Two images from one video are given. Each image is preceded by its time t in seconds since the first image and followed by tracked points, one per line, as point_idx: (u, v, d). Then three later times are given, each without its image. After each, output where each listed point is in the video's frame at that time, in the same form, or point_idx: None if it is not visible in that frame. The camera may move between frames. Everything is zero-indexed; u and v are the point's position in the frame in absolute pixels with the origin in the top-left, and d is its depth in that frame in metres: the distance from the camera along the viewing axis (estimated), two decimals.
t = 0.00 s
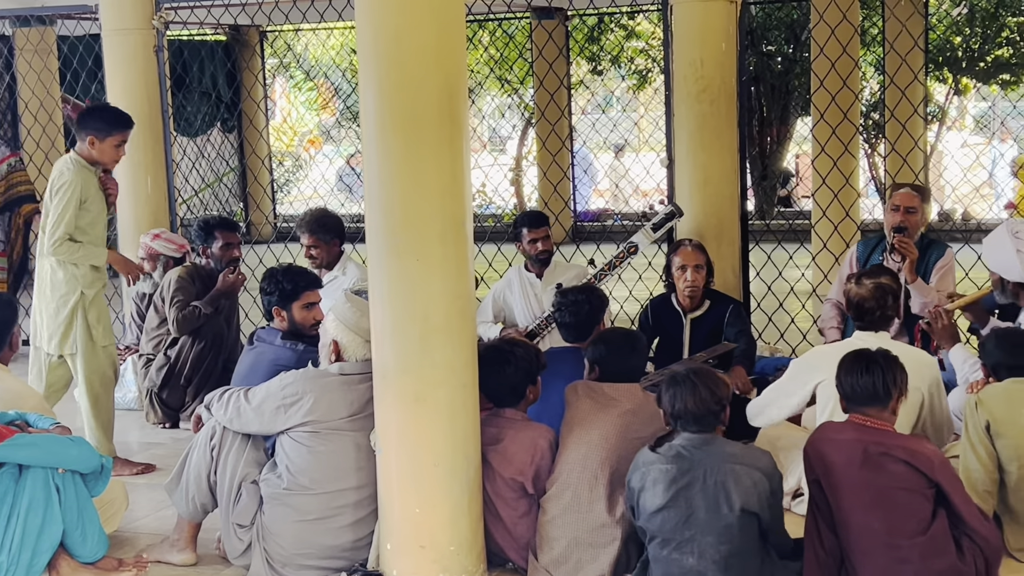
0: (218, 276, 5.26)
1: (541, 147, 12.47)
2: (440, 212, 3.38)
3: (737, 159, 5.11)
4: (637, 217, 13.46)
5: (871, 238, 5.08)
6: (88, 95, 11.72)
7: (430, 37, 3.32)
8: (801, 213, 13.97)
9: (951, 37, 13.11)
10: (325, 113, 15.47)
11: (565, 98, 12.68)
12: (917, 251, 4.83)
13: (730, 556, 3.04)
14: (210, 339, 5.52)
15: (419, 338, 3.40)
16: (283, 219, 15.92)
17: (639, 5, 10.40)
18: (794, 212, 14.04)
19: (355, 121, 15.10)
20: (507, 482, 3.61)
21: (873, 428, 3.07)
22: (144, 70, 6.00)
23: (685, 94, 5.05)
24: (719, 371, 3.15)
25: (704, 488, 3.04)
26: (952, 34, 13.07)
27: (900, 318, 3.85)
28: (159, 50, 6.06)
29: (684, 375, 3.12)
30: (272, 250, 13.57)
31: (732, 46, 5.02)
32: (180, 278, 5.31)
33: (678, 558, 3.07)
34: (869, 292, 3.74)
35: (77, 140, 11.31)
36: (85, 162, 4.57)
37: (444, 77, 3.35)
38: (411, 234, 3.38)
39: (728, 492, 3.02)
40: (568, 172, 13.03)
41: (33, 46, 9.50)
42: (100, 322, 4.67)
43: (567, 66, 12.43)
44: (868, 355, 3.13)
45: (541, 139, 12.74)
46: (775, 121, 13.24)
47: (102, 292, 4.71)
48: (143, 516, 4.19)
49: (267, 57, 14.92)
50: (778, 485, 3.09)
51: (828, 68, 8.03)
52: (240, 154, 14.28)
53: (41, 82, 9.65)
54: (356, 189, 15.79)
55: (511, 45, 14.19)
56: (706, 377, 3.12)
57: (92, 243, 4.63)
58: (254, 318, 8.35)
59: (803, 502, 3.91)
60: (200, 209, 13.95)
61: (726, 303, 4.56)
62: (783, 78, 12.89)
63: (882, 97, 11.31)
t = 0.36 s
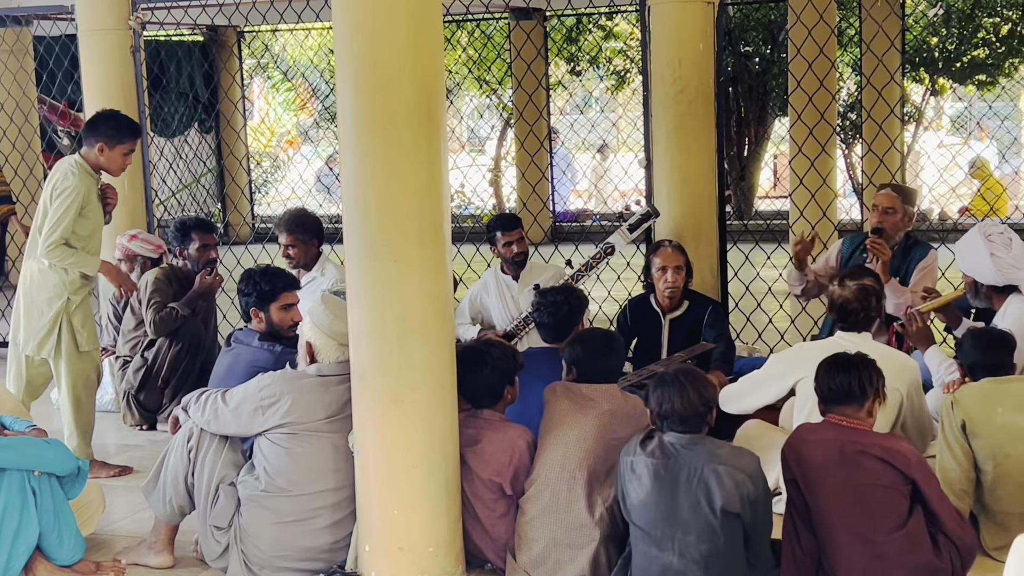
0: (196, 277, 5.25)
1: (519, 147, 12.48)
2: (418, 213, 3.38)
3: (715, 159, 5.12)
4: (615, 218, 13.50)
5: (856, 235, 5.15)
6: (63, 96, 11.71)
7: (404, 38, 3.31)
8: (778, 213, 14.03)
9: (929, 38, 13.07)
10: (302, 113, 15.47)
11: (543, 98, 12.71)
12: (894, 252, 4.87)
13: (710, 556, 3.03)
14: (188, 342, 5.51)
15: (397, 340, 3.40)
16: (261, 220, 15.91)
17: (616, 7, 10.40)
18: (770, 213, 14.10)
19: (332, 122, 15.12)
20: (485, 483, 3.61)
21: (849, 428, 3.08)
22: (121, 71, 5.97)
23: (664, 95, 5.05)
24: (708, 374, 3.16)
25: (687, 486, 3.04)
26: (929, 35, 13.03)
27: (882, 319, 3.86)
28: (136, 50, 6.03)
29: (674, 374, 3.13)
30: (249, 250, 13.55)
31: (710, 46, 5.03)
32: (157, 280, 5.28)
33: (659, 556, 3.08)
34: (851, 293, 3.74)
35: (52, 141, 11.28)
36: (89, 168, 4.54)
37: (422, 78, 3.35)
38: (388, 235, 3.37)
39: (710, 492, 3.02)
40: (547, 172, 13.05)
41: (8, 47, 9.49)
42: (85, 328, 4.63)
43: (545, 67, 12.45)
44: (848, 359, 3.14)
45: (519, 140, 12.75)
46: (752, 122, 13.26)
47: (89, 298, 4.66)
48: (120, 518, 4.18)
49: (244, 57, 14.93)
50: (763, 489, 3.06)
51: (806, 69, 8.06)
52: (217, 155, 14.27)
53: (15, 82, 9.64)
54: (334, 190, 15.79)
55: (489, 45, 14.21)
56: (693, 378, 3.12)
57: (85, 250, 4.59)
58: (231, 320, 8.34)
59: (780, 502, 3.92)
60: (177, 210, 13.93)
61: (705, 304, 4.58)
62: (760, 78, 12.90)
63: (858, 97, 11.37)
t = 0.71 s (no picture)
0: (171, 279, 5.22)
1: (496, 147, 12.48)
2: (394, 213, 3.37)
3: (691, 160, 5.13)
4: (592, 219, 13.53)
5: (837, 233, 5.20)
6: (37, 95, 11.63)
7: (379, 40, 3.30)
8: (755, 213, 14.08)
9: (902, 38, 13.13)
10: (278, 113, 15.45)
11: (520, 99, 12.70)
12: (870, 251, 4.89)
13: (689, 556, 3.03)
14: (163, 342, 5.48)
15: (373, 340, 3.39)
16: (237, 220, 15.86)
17: (591, 7, 10.43)
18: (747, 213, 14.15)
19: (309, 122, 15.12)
20: (461, 483, 3.61)
21: (820, 427, 3.09)
22: (94, 71, 5.95)
23: (639, 95, 5.06)
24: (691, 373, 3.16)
25: (669, 485, 3.03)
26: (903, 35, 13.08)
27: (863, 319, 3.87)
28: (110, 50, 6.01)
29: (657, 372, 3.14)
30: (224, 251, 13.48)
31: (686, 47, 5.04)
32: (131, 282, 5.26)
33: (638, 553, 3.09)
34: (836, 291, 3.76)
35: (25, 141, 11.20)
36: (43, 163, 4.49)
37: (397, 78, 3.34)
38: (364, 235, 3.36)
39: (693, 493, 3.00)
40: (524, 173, 13.08)
41: None
42: (53, 329, 4.60)
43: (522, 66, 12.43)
44: (827, 358, 3.13)
45: (496, 141, 12.73)
46: (728, 122, 13.30)
47: (55, 300, 4.63)
48: (95, 521, 4.16)
49: (219, 57, 14.89)
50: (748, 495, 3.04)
51: (781, 70, 8.10)
52: (192, 155, 14.22)
53: None
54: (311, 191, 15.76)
55: (466, 45, 14.21)
56: (677, 376, 3.14)
57: (48, 241, 4.51)
58: (207, 322, 8.31)
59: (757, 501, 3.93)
60: (152, 211, 13.86)
61: (682, 304, 4.59)
62: (736, 78, 12.98)
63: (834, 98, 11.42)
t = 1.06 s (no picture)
0: (141, 279, 5.20)
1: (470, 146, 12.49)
2: (365, 214, 3.37)
3: (663, 159, 5.14)
4: (564, 218, 13.58)
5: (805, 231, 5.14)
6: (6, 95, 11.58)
7: (350, 40, 3.30)
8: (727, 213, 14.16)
9: (873, 38, 13.16)
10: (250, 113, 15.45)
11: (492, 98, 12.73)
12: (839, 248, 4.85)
13: (658, 555, 3.03)
14: (134, 343, 5.47)
15: (344, 340, 3.39)
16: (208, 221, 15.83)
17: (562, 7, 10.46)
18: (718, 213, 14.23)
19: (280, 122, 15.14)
20: (433, 483, 3.61)
21: (792, 426, 3.09)
22: (63, 69, 5.92)
23: (611, 95, 5.07)
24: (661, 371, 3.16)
25: (637, 486, 3.03)
26: (874, 35, 13.10)
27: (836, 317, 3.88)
28: (79, 50, 5.99)
29: (625, 373, 3.14)
30: (196, 251, 13.46)
31: (657, 46, 5.05)
32: (100, 281, 5.24)
33: (608, 553, 3.09)
34: (809, 287, 3.77)
35: None
36: None
37: (366, 77, 3.33)
38: (334, 236, 3.36)
39: (661, 494, 3.01)
40: (496, 173, 13.14)
41: None
42: None
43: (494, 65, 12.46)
44: (800, 359, 3.12)
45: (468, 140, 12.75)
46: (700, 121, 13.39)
47: None
48: (64, 522, 4.14)
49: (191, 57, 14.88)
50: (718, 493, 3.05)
51: (752, 69, 8.14)
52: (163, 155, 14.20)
53: None
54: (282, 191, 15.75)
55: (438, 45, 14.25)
56: (645, 375, 3.14)
57: None
58: (179, 322, 8.29)
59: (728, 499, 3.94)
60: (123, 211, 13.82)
61: (653, 304, 4.60)
62: (708, 78, 13.08)
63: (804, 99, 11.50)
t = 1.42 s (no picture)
0: (110, 279, 5.20)
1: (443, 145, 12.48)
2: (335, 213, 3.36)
3: (635, 159, 5.15)
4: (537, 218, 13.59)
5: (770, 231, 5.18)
6: None
7: (319, 38, 3.29)
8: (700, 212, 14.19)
9: (843, 37, 13.39)
10: (221, 112, 15.41)
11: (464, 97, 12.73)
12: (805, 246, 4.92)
13: (629, 552, 3.04)
14: (103, 343, 5.45)
15: (314, 339, 3.37)
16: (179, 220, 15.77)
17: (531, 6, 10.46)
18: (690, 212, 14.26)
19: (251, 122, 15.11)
20: (404, 483, 3.60)
21: (765, 424, 3.10)
22: (32, 68, 5.89)
23: (583, 95, 5.07)
24: (635, 368, 3.16)
25: (607, 484, 3.03)
26: (845, 35, 13.37)
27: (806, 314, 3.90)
28: (48, 48, 5.97)
29: (599, 370, 3.13)
30: (166, 250, 13.41)
31: (628, 46, 5.06)
32: (69, 281, 5.21)
33: (577, 551, 3.08)
34: (779, 282, 3.79)
35: None
36: None
37: (336, 75, 3.33)
38: (304, 234, 3.34)
39: (632, 490, 3.01)
40: (468, 173, 13.18)
41: None
42: None
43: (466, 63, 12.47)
44: (775, 359, 3.13)
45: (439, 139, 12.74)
46: (673, 120, 13.43)
47: None
48: (33, 524, 4.11)
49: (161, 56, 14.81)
50: (686, 489, 3.07)
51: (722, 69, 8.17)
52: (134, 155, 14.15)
53: None
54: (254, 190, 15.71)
55: (410, 44, 14.24)
56: (620, 372, 3.13)
57: None
58: (149, 323, 8.25)
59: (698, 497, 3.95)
60: (92, 211, 13.74)
61: (625, 303, 4.60)
62: (680, 77, 13.08)
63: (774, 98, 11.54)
